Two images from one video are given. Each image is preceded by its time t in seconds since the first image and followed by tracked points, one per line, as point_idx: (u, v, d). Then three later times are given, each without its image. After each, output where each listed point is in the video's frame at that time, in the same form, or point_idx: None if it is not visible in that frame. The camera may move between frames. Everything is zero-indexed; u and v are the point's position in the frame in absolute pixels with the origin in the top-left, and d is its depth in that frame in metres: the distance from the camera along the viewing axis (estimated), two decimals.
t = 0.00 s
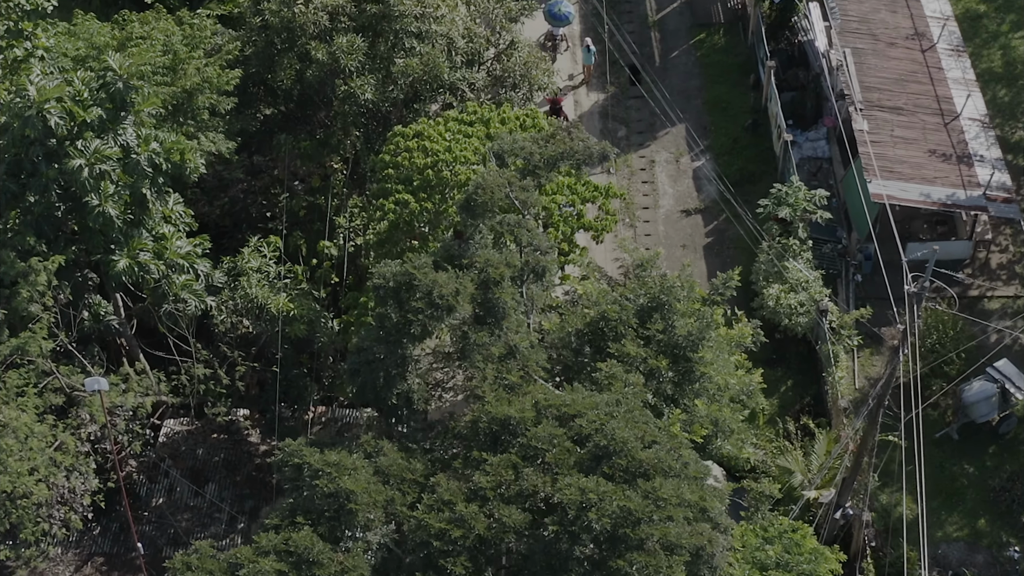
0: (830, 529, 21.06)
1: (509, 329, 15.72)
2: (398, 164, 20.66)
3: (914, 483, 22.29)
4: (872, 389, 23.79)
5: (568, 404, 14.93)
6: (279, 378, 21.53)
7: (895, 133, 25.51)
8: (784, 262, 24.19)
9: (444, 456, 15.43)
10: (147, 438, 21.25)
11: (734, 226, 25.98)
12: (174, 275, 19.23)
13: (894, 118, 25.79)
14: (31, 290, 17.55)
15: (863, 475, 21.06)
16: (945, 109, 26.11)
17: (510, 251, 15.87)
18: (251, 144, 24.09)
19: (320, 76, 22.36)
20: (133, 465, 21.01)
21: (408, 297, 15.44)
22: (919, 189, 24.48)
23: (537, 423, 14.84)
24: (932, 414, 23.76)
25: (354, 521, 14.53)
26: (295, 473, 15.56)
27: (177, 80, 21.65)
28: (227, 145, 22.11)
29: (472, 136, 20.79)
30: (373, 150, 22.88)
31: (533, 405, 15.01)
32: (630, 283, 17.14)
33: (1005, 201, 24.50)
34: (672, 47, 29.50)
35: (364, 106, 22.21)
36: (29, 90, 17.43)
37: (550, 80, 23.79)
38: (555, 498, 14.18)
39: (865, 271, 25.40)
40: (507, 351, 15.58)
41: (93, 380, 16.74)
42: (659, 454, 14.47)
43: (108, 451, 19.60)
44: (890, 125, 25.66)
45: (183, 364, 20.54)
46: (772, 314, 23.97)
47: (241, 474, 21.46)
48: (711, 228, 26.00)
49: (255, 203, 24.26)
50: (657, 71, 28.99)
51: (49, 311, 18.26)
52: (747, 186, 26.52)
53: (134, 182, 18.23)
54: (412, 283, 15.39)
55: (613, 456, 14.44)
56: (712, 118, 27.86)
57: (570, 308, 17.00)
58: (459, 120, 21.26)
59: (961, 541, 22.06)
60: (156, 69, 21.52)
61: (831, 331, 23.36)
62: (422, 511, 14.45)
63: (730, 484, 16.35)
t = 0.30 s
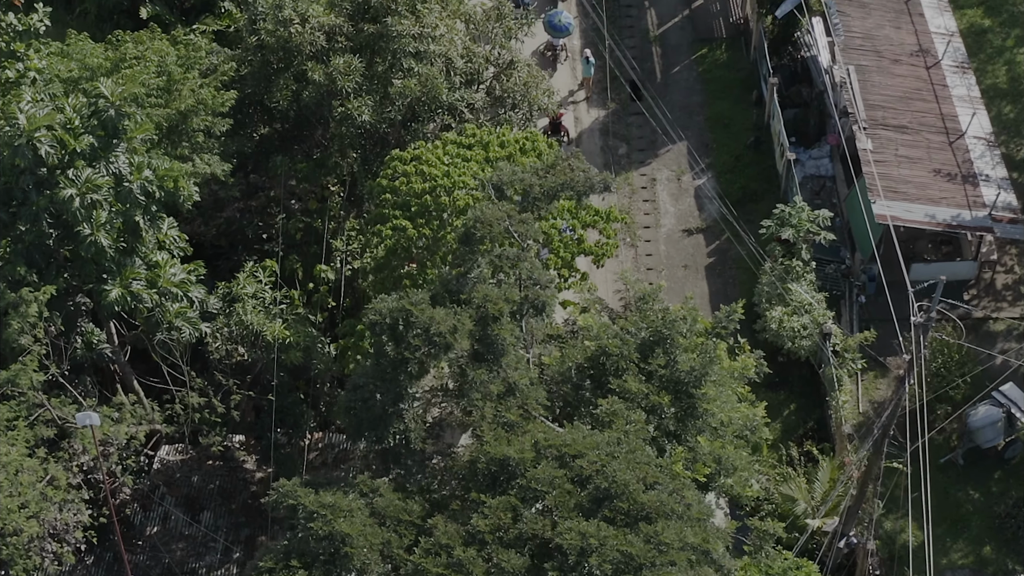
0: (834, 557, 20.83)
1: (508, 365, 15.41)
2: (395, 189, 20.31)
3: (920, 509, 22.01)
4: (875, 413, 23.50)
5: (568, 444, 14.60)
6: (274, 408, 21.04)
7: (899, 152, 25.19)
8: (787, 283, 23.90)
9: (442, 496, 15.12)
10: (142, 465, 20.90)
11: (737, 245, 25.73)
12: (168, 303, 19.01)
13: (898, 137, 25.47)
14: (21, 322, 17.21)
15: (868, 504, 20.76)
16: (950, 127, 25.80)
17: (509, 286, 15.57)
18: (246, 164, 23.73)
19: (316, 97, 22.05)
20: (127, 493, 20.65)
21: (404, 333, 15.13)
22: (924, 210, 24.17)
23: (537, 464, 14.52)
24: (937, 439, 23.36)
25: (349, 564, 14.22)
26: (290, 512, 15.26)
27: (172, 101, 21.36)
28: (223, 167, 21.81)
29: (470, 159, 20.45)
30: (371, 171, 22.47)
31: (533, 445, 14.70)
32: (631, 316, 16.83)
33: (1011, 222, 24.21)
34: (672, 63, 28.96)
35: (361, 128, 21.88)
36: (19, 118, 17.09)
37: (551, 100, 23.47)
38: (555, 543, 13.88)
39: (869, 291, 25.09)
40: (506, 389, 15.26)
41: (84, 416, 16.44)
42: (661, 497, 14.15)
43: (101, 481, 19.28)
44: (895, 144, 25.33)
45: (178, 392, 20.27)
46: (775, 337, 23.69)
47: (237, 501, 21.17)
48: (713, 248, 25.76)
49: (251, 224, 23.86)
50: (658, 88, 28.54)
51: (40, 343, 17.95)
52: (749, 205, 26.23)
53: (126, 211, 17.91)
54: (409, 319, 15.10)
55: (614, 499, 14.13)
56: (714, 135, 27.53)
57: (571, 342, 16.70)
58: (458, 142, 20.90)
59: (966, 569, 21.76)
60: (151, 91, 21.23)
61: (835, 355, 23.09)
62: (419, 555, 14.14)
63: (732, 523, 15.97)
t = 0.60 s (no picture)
0: None
1: (508, 407, 15.07)
2: (393, 217, 19.96)
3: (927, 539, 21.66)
4: (880, 439, 23.16)
5: (569, 489, 14.23)
6: (269, 436, 20.65)
7: (904, 173, 24.84)
8: (790, 307, 23.57)
9: (439, 541, 14.78)
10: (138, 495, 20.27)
11: (739, 267, 25.38)
12: (162, 334, 18.64)
13: (903, 157, 25.12)
14: (11, 357, 16.71)
15: (873, 534, 20.41)
16: (956, 147, 25.45)
17: (509, 324, 15.26)
18: (242, 187, 23.36)
19: (312, 120, 21.70)
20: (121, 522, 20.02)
21: (402, 376, 14.88)
22: (930, 232, 23.83)
23: (536, 509, 14.14)
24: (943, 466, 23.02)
25: None
26: (285, 557, 14.94)
27: (165, 125, 21.13)
28: (218, 192, 21.46)
29: (469, 186, 20.07)
30: (368, 196, 22.05)
31: (532, 488, 14.32)
32: (634, 352, 16.48)
33: (1018, 245, 23.86)
34: (674, 79, 28.64)
35: (358, 152, 21.50)
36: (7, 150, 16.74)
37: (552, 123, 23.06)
38: None
39: (873, 314, 24.71)
40: (506, 431, 14.90)
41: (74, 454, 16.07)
42: (664, 544, 13.78)
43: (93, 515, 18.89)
44: (899, 164, 24.99)
45: (171, 425, 19.95)
46: (778, 362, 23.31)
47: (233, 532, 20.96)
48: (715, 269, 25.41)
49: (247, 248, 23.49)
50: (660, 105, 28.21)
51: (30, 378, 17.59)
52: (752, 226, 25.90)
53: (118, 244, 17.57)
54: (405, 360, 14.85)
55: (615, 547, 13.75)
56: (716, 153, 27.18)
57: (574, 380, 16.35)
58: (456, 168, 20.52)
59: None
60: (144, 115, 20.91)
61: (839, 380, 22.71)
62: None
63: (737, 568, 15.58)
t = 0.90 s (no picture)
0: None
1: (508, 452, 14.70)
2: (390, 246, 19.60)
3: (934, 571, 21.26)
4: (886, 468, 22.79)
5: (570, 539, 13.83)
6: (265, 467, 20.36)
7: (909, 196, 24.48)
8: (794, 334, 23.21)
9: None
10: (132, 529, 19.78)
11: (742, 291, 25.02)
12: (155, 369, 18.27)
13: (909, 180, 24.75)
14: None
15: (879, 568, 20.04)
16: (962, 169, 25.08)
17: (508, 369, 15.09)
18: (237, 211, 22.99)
19: (309, 145, 21.31)
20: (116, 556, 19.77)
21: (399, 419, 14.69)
22: (936, 257, 23.47)
23: (536, 560, 13.71)
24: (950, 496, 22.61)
25: None
26: None
27: (159, 151, 20.82)
28: (213, 219, 21.10)
29: (468, 215, 19.77)
30: (366, 222, 21.64)
31: (533, 537, 13.90)
32: (636, 392, 16.10)
33: None
34: (677, 97, 28.21)
35: (355, 178, 21.12)
36: None
37: (554, 147, 22.63)
38: None
39: (878, 339, 24.40)
40: (505, 477, 14.51)
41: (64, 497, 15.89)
42: None
43: (85, 553, 18.52)
44: (905, 187, 24.62)
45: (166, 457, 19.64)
46: (782, 390, 22.96)
47: (228, 564, 20.72)
48: (718, 293, 25.07)
49: (243, 274, 23.10)
50: (662, 124, 27.81)
51: (20, 415, 17.18)
52: (756, 248, 25.54)
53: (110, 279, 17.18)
54: (401, 405, 14.72)
55: None
56: (719, 174, 26.79)
57: (576, 421, 16.01)
58: (455, 196, 20.21)
59: None
60: (137, 141, 20.56)
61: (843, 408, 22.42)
62: None
63: None
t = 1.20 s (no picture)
0: None
1: (507, 500, 14.36)
2: (388, 277, 19.25)
3: None
4: (892, 498, 22.44)
5: None
6: (261, 501, 20.02)
7: (916, 220, 24.10)
8: (799, 361, 22.85)
9: None
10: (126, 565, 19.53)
11: (746, 315, 24.65)
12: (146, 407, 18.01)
13: (915, 203, 24.37)
14: None
15: None
16: (969, 192, 24.71)
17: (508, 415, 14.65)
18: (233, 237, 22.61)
19: (305, 172, 20.92)
20: None
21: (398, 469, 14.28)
22: (943, 282, 23.08)
23: None
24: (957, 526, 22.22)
25: None
26: None
27: (153, 178, 20.45)
28: (207, 246, 20.73)
29: (468, 246, 19.42)
30: (364, 249, 21.27)
31: None
32: (639, 434, 15.72)
33: None
34: (679, 116, 27.81)
35: (352, 206, 20.73)
36: None
37: (555, 173, 22.20)
38: None
39: (884, 365, 23.97)
40: (505, 526, 14.11)
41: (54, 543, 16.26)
42: None
43: None
44: (911, 210, 24.24)
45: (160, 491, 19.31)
46: (786, 418, 22.58)
47: None
48: (721, 317, 24.71)
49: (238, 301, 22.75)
50: (664, 143, 27.41)
51: (9, 454, 16.80)
52: (759, 271, 25.19)
53: (101, 316, 16.82)
54: (401, 453, 14.27)
55: None
56: (722, 195, 26.41)
57: (578, 464, 15.66)
58: (454, 225, 19.86)
59: None
60: (131, 168, 20.21)
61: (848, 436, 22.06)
62: None
63: None
